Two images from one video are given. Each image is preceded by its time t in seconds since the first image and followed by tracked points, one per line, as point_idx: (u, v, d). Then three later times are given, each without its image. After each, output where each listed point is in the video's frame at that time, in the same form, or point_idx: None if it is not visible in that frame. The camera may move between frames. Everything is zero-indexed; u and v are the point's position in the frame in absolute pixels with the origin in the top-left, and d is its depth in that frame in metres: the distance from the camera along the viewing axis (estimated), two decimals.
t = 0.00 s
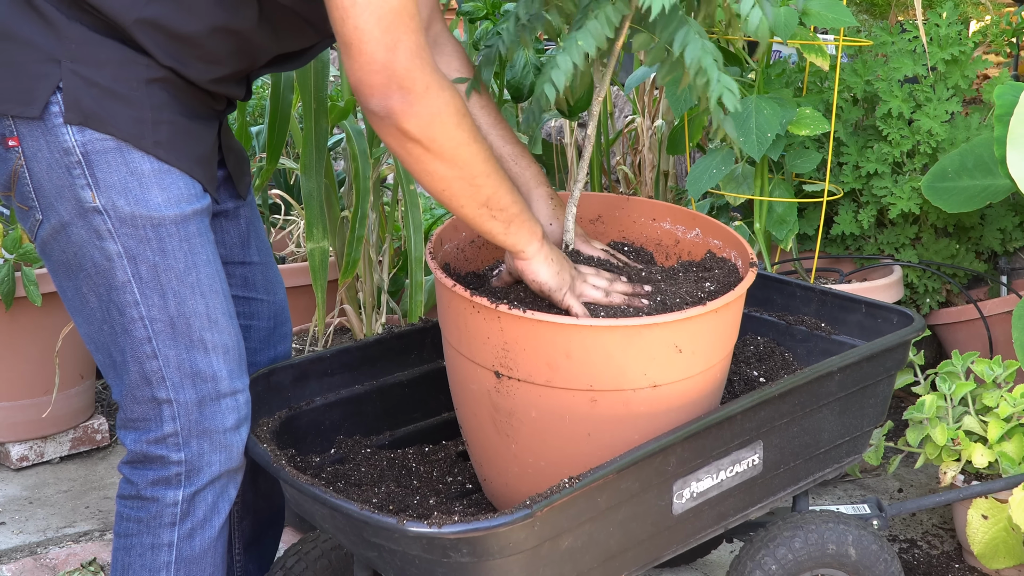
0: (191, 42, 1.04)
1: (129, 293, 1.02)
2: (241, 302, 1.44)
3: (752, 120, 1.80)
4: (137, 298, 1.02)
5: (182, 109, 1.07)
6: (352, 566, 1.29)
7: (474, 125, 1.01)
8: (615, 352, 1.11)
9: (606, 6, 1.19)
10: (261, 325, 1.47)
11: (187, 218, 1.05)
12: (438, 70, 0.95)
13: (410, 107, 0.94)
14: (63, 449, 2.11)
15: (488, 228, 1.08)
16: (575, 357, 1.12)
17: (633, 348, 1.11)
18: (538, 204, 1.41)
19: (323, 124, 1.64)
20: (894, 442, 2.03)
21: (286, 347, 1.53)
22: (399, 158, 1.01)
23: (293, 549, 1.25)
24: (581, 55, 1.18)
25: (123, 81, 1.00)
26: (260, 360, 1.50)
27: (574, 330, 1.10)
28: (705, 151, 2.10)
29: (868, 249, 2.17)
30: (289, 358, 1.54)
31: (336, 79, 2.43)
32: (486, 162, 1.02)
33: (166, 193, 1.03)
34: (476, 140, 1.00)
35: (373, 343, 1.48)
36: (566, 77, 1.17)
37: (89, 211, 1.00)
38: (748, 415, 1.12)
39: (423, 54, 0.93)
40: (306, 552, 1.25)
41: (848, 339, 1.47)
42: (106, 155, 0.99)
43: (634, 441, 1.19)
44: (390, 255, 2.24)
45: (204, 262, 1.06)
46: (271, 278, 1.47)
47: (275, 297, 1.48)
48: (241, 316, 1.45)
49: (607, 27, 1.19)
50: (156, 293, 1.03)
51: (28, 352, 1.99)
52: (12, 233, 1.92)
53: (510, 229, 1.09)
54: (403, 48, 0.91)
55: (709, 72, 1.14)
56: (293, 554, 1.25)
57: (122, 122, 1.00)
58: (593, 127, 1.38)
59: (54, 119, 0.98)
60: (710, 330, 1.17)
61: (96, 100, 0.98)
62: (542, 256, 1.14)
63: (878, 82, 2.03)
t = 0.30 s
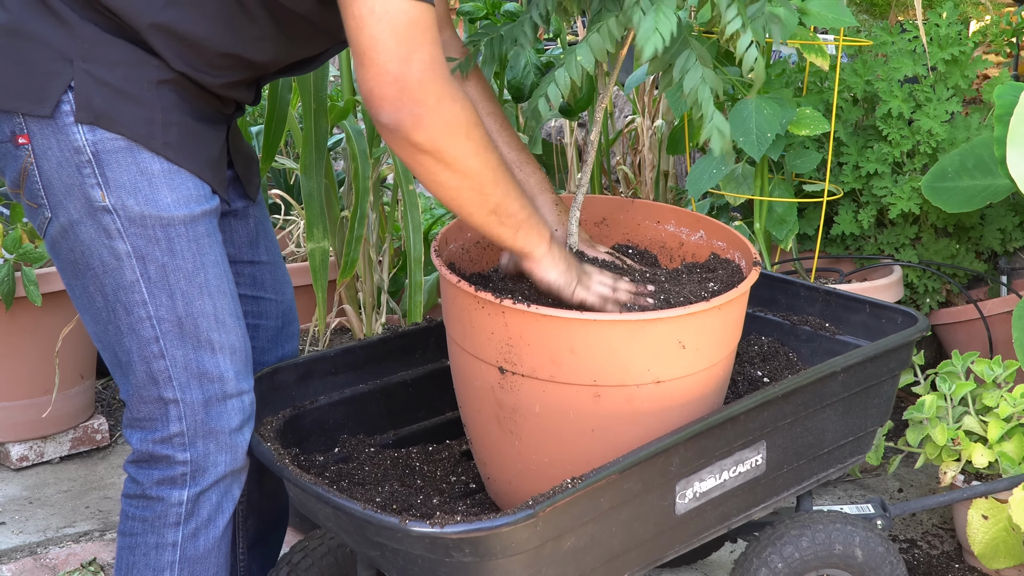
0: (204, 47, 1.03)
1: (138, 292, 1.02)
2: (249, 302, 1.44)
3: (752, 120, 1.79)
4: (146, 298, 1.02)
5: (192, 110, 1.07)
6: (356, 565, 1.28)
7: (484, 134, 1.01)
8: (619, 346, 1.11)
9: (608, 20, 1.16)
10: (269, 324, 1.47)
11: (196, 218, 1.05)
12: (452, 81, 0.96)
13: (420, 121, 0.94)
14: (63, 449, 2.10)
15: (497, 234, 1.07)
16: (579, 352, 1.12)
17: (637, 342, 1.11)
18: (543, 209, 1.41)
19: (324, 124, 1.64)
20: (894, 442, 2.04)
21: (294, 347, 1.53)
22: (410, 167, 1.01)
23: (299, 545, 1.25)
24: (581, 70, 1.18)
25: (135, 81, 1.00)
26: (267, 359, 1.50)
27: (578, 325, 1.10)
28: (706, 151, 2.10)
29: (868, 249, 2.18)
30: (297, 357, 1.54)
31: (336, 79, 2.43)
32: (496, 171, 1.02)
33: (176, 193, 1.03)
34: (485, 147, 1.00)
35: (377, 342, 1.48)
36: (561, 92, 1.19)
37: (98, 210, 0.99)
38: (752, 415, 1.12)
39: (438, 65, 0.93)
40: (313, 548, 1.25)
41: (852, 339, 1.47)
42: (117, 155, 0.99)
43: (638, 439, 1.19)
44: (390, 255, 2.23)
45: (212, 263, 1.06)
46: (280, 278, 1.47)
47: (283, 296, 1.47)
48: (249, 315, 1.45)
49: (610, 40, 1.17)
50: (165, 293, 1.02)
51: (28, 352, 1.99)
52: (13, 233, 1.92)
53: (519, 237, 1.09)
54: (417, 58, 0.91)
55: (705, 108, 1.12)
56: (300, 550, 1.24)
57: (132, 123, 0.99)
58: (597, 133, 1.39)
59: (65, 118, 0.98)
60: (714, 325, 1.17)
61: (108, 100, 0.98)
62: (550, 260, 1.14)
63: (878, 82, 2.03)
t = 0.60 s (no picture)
0: (212, 44, 1.03)
1: (142, 290, 1.02)
2: (249, 300, 1.45)
3: (752, 120, 1.80)
4: (149, 296, 1.02)
5: (198, 109, 1.07)
6: (355, 565, 1.29)
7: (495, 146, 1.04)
8: (614, 348, 1.11)
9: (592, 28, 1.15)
10: (268, 324, 1.47)
11: (200, 218, 1.05)
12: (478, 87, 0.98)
13: (458, 114, 0.96)
14: (63, 449, 2.11)
15: (489, 241, 1.08)
16: (575, 353, 1.12)
17: (632, 343, 1.11)
18: (535, 211, 1.41)
19: (323, 124, 1.64)
20: (894, 442, 2.04)
21: (293, 346, 1.53)
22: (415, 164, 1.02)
23: (297, 547, 1.25)
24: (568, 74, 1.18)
25: (142, 79, 1.00)
26: (267, 359, 1.50)
27: (572, 326, 1.10)
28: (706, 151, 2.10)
29: (868, 249, 2.17)
30: (295, 357, 1.54)
31: (336, 80, 2.43)
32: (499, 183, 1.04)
33: (181, 193, 1.03)
34: (497, 154, 1.02)
35: (376, 342, 1.48)
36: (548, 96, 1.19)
37: (104, 207, 1.00)
38: (750, 415, 1.12)
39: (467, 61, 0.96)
40: (310, 549, 1.25)
41: (850, 339, 1.46)
42: (124, 152, 0.99)
43: (637, 440, 1.19)
44: (390, 255, 2.24)
45: (215, 262, 1.06)
46: (280, 277, 1.47)
47: (283, 296, 1.48)
48: (248, 314, 1.45)
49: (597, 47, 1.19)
50: (168, 292, 1.02)
51: (29, 352, 1.99)
52: (14, 232, 1.92)
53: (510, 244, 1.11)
54: (455, 54, 0.94)
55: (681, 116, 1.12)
56: (298, 552, 1.24)
57: (139, 120, 0.99)
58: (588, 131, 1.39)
59: (72, 115, 0.98)
60: (709, 326, 1.17)
61: (115, 97, 0.98)
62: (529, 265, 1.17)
63: (878, 82, 2.03)
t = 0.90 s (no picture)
0: (213, 45, 1.03)
1: (141, 288, 1.02)
2: (246, 298, 1.44)
3: (752, 120, 1.80)
4: (148, 294, 1.02)
5: (194, 111, 1.07)
6: (355, 566, 1.28)
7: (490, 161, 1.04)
8: (613, 352, 1.11)
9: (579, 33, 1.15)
10: (266, 321, 1.47)
11: (199, 217, 1.05)
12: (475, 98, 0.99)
13: (455, 121, 0.97)
14: (63, 449, 2.10)
15: (483, 259, 1.08)
16: (573, 357, 1.12)
17: (630, 347, 1.11)
18: (527, 222, 1.41)
19: (324, 123, 1.64)
20: (894, 442, 2.04)
21: (291, 344, 1.53)
22: (411, 171, 1.02)
23: (295, 548, 1.25)
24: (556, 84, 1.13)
25: (143, 79, 1.00)
26: (266, 357, 1.49)
27: (572, 331, 1.10)
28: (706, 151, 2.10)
29: (868, 249, 2.17)
30: (294, 355, 1.54)
31: (336, 80, 2.43)
32: (493, 198, 1.05)
33: (180, 192, 1.03)
34: (492, 166, 1.03)
35: (377, 342, 1.48)
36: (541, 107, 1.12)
37: (103, 206, 1.00)
38: (751, 416, 1.12)
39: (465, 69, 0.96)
40: (309, 551, 1.25)
41: (851, 339, 1.46)
42: (123, 151, 0.99)
43: (637, 441, 1.19)
44: (390, 255, 2.23)
45: (214, 260, 1.06)
46: (278, 274, 1.47)
47: (280, 293, 1.47)
48: (247, 312, 1.45)
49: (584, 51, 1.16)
50: (167, 289, 1.02)
51: (29, 352, 1.99)
52: (13, 232, 1.92)
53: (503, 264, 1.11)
54: (455, 64, 0.94)
55: (670, 124, 1.07)
56: (296, 553, 1.24)
57: (139, 119, 0.99)
58: (578, 130, 1.39)
59: (71, 114, 0.98)
60: (707, 329, 1.17)
61: (116, 97, 0.98)
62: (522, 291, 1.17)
63: (878, 82, 2.03)
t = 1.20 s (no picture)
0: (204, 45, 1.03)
1: (134, 288, 1.02)
2: (240, 298, 1.44)
3: (752, 120, 1.80)
4: (141, 294, 1.02)
5: (184, 110, 1.07)
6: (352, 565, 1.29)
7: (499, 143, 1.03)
8: (612, 347, 1.11)
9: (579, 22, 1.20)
10: (260, 321, 1.47)
11: (191, 216, 1.05)
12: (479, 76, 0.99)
13: (458, 99, 0.97)
14: (63, 449, 2.11)
15: (491, 244, 1.07)
16: (572, 352, 1.12)
17: (630, 341, 1.11)
18: (525, 217, 1.41)
19: (323, 124, 1.64)
20: (894, 442, 2.04)
21: (286, 344, 1.53)
22: (419, 157, 1.02)
23: (293, 550, 1.26)
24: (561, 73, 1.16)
25: (131, 78, 1.00)
26: (260, 357, 1.50)
27: (570, 325, 1.10)
28: (705, 151, 2.10)
29: (868, 249, 2.17)
30: (289, 355, 1.54)
31: (336, 80, 2.43)
32: (503, 179, 1.04)
33: (171, 190, 1.03)
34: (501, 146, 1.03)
35: (374, 343, 1.49)
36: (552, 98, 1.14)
37: (94, 207, 1.00)
38: (748, 415, 1.12)
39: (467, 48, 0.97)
40: (306, 552, 1.25)
41: (848, 339, 1.47)
42: (113, 151, 0.99)
43: (634, 439, 1.19)
44: (390, 255, 2.24)
45: (206, 260, 1.07)
46: (270, 274, 1.47)
47: (273, 292, 1.48)
48: (241, 312, 1.45)
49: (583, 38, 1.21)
50: (159, 289, 1.02)
51: (29, 352, 1.99)
52: (13, 233, 1.92)
53: (516, 252, 1.09)
54: (456, 40, 0.95)
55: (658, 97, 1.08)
56: (293, 555, 1.25)
57: (129, 119, 1.00)
58: (574, 128, 1.43)
59: (61, 115, 0.98)
60: (706, 324, 1.17)
61: (105, 97, 0.98)
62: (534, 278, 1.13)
63: (878, 82, 2.03)
